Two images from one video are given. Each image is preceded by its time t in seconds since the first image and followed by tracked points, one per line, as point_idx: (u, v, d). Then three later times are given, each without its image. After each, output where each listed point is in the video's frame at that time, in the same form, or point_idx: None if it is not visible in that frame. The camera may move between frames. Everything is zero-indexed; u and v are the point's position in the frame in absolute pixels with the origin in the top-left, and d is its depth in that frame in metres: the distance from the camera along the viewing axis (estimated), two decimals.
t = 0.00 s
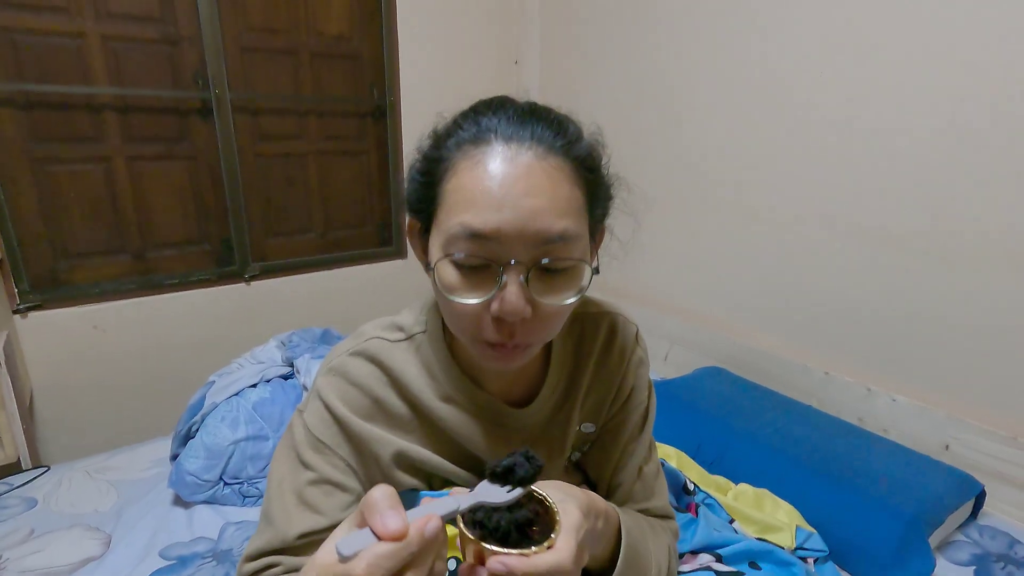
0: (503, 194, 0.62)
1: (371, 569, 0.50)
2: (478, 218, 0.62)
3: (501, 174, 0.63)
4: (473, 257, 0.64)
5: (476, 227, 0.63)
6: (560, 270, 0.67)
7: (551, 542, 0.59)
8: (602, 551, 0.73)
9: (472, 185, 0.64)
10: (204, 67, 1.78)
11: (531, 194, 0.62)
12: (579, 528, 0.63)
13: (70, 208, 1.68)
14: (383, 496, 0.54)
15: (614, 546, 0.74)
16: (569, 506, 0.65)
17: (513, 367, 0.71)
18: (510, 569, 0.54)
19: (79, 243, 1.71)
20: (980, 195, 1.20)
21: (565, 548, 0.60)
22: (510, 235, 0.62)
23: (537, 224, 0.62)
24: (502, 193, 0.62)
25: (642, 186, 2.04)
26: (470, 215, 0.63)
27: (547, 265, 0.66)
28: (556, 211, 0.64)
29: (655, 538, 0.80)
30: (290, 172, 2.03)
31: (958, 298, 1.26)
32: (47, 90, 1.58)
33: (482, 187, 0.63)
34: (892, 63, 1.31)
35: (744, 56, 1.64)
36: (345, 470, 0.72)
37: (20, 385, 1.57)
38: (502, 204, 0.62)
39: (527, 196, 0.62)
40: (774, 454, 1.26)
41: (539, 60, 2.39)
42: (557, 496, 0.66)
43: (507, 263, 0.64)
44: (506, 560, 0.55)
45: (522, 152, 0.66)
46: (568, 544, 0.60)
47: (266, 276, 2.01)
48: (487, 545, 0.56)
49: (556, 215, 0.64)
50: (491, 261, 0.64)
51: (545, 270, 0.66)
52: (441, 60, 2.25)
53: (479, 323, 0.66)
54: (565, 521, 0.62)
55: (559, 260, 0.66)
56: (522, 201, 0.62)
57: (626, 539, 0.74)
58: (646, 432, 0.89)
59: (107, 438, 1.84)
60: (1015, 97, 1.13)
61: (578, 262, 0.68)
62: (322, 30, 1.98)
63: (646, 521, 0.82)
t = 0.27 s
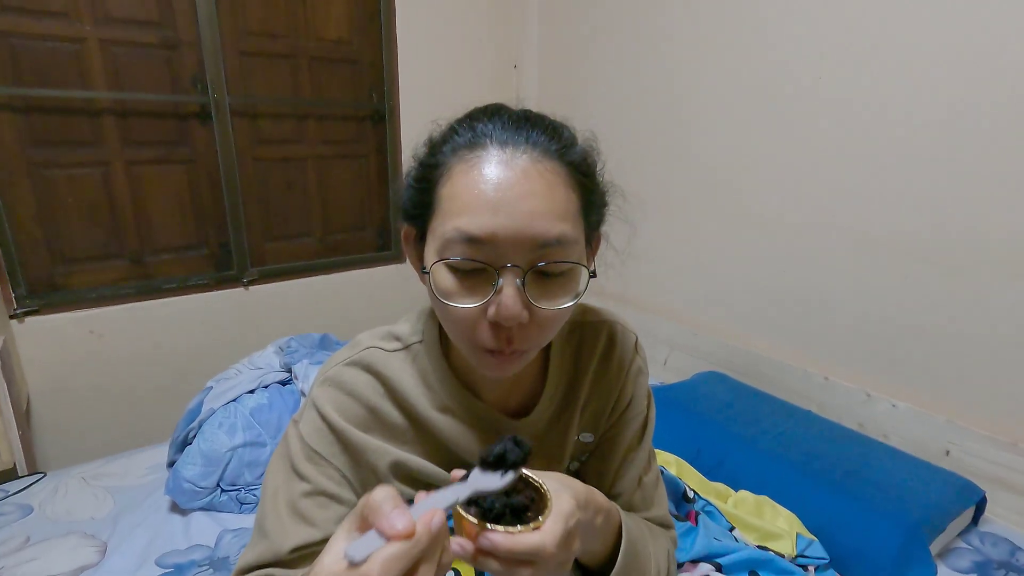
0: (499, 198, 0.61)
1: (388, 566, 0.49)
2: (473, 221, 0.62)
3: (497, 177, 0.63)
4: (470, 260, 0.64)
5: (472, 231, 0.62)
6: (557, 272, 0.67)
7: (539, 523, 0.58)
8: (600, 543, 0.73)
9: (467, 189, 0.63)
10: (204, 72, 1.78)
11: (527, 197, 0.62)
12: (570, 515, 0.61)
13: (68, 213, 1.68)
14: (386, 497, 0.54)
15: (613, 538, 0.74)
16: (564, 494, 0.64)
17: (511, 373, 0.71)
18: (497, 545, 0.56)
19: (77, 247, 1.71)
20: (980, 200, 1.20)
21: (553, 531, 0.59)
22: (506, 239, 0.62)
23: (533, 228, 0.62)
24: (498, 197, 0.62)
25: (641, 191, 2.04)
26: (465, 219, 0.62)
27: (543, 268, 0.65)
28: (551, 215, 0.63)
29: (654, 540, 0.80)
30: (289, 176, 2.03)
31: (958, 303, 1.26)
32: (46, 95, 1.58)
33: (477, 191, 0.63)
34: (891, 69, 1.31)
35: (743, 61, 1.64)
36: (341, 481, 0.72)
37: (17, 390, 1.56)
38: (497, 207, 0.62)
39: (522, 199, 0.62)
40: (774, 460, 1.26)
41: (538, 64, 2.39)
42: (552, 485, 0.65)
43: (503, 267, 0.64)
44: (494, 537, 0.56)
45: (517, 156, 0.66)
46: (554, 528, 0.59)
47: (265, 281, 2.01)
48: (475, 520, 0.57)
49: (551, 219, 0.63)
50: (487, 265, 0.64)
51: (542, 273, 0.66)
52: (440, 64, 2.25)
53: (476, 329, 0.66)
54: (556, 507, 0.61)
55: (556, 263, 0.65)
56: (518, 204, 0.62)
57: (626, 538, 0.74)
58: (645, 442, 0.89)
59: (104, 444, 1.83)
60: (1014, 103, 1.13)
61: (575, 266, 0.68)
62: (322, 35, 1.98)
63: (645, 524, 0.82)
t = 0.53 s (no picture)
0: (500, 184, 0.63)
1: (447, 461, 0.48)
2: (475, 206, 0.63)
3: (499, 166, 0.65)
4: (472, 244, 0.64)
5: (473, 217, 0.63)
6: (559, 261, 0.66)
7: (521, 488, 0.56)
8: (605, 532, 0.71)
9: (469, 178, 0.65)
10: (204, 74, 1.78)
11: (528, 185, 0.64)
12: (556, 486, 0.58)
13: (68, 215, 1.67)
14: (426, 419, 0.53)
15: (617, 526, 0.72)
16: (554, 466, 0.60)
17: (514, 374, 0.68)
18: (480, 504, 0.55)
19: (76, 250, 1.70)
20: (986, 203, 1.19)
21: (534, 498, 0.56)
22: (507, 224, 0.63)
23: (534, 214, 0.63)
24: (499, 184, 0.63)
25: (643, 193, 2.03)
26: (467, 205, 0.64)
27: (545, 256, 0.65)
28: (553, 202, 0.65)
29: (660, 539, 0.78)
30: (289, 178, 2.02)
31: (965, 306, 1.25)
32: (46, 97, 1.57)
33: (481, 179, 0.64)
34: (895, 70, 1.30)
35: (746, 62, 1.63)
36: (342, 488, 0.71)
37: (16, 394, 1.55)
38: (499, 193, 0.63)
39: (523, 186, 0.63)
40: (779, 465, 1.25)
41: (539, 65, 2.38)
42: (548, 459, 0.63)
43: (504, 251, 0.64)
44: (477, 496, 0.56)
45: (518, 148, 0.68)
46: (535, 496, 0.56)
47: (265, 283, 2.00)
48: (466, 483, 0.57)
49: (555, 204, 0.65)
50: (488, 249, 0.64)
51: (543, 262, 0.65)
52: (441, 65, 2.24)
53: (477, 321, 0.64)
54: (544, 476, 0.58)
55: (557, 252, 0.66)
56: (519, 191, 0.63)
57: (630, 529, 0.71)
58: (654, 451, 0.87)
59: (104, 447, 1.82)
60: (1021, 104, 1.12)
61: (577, 258, 0.67)
62: (322, 36, 1.97)
63: (653, 525, 0.80)
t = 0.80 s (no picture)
0: (495, 163, 0.64)
1: (476, 386, 0.50)
2: (470, 185, 0.64)
3: (494, 150, 0.66)
4: (467, 221, 0.64)
5: (468, 196, 0.63)
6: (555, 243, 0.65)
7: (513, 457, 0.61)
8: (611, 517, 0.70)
9: (466, 163, 0.66)
10: (202, 74, 1.77)
11: (523, 166, 0.64)
12: (549, 459, 0.62)
13: (66, 217, 1.66)
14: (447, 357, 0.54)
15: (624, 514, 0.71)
16: (552, 442, 0.65)
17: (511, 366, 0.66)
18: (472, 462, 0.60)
19: (74, 251, 1.69)
20: (991, 200, 1.18)
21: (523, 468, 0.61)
22: (502, 201, 0.63)
23: (529, 193, 0.63)
24: (494, 165, 0.64)
25: (644, 192, 2.02)
26: (462, 185, 0.65)
27: (540, 234, 0.65)
28: (547, 183, 0.65)
29: (668, 533, 0.77)
30: (289, 178, 2.01)
31: (970, 304, 1.23)
32: (43, 98, 1.56)
33: (478, 163, 0.65)
34: (898, 66, 1.29)
35: (747, 59, 1.62)
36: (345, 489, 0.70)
37: (15, 397, 1.54)
38: (493, 173, 0.64)
39: (518, 166, 0.64)
40: (784, 465, 1.24)
41: (539, 64, 2.37)
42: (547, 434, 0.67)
43: (498, 226, 0.63)
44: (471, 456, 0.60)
45: (514, 134, 0.69)
46: (525, 465, 0.61)
47: (265, 284, 1.99)
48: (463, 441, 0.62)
49: (552, 186, 0.65)
50: (482, 225, 0.64)
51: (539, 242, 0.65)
52: (441, 65, 2.23)
53: (472, 301, 0.63)
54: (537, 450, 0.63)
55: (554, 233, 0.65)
56: (514, 170, 0.64)
57: (636, 520, 0.70)
58: (662, 458, 0.85)
59: (103, 450, 1.81)
60: None
61: (575, 242, 0.66)
62: (321, 36, 1.96)
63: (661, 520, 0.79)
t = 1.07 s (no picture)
0: (482, 177, 0.63)
1: (492, 366, 0.51)
2: (457, 201, 0.63)
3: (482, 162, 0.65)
4: (455, 239, 0.63)
5: (456, 212, 0.62)
6: (545, 256, 0.64)
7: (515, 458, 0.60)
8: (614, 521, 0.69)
9: (454, 176, 0.66)
10: (200, 78, 1.76)
11: (511, 179, 0.63)
12: (551, 461, 0.62)
13: (64, 222, 1.65)
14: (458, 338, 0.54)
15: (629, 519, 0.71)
16: (555, 444, 0.64)
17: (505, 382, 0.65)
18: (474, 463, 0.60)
19: (72, 256, 1.68)
20: (993, 201, 1.17)
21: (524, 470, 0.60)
22: (489, 217, 0.62)
23: (518, 207, 0.62)
24: (482, 179, 0.63)
25: (644, 195, 2.01)
26: (450, 201, 0.63)
27: (530, 249, 0.63)
28: (536, 195, 0.63)
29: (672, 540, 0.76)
30: (288, 182, 2.00)
31: (973, 306, 1.23)
32: (40, 103, 1.55)
33: (466, 176, 0.64)
34: (898, 67, 1.28)
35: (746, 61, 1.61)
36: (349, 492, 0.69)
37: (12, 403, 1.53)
38: (481, 188, 0.62)
39: (506, 179, 0.63)
40: (787, 469, 1.23)
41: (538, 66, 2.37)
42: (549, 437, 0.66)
43: (485, 243, 0.62)
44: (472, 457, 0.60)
45: (505, 144, 0.68)
46: (527, 467, 0.60)
47: (264, 289, 1.98)
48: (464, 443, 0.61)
49: (540, 197, 0.63)
50: (470, 241, 0.63)
51: (528, 256, 0.64)
52: (440, 68, 2.22)
53: (462, 319, 0.63)
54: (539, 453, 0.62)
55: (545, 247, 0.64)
56: (502, 183, 0.62)
57: (641, 523, 0.70)
58: (666, 461, 0.84)
59: (101, 457, 1.79)
60: None
61: (565, 254, 0.65)
62: (320, 40, 1.96)
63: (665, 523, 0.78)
